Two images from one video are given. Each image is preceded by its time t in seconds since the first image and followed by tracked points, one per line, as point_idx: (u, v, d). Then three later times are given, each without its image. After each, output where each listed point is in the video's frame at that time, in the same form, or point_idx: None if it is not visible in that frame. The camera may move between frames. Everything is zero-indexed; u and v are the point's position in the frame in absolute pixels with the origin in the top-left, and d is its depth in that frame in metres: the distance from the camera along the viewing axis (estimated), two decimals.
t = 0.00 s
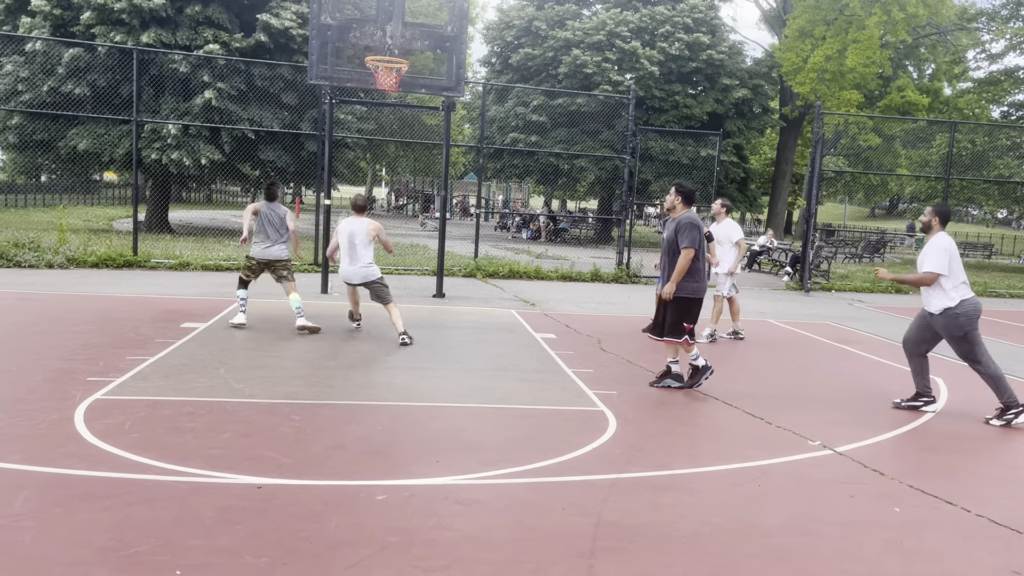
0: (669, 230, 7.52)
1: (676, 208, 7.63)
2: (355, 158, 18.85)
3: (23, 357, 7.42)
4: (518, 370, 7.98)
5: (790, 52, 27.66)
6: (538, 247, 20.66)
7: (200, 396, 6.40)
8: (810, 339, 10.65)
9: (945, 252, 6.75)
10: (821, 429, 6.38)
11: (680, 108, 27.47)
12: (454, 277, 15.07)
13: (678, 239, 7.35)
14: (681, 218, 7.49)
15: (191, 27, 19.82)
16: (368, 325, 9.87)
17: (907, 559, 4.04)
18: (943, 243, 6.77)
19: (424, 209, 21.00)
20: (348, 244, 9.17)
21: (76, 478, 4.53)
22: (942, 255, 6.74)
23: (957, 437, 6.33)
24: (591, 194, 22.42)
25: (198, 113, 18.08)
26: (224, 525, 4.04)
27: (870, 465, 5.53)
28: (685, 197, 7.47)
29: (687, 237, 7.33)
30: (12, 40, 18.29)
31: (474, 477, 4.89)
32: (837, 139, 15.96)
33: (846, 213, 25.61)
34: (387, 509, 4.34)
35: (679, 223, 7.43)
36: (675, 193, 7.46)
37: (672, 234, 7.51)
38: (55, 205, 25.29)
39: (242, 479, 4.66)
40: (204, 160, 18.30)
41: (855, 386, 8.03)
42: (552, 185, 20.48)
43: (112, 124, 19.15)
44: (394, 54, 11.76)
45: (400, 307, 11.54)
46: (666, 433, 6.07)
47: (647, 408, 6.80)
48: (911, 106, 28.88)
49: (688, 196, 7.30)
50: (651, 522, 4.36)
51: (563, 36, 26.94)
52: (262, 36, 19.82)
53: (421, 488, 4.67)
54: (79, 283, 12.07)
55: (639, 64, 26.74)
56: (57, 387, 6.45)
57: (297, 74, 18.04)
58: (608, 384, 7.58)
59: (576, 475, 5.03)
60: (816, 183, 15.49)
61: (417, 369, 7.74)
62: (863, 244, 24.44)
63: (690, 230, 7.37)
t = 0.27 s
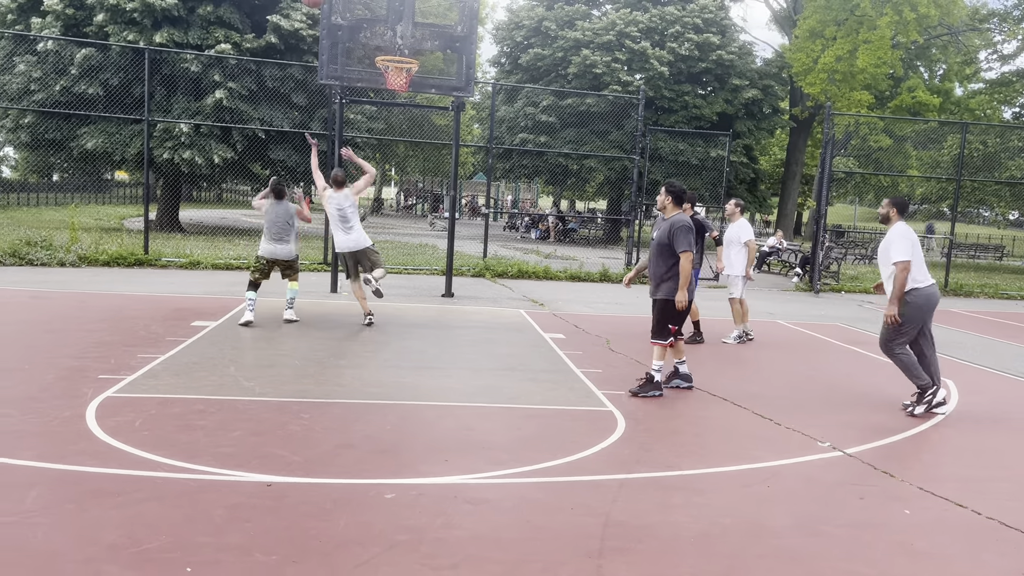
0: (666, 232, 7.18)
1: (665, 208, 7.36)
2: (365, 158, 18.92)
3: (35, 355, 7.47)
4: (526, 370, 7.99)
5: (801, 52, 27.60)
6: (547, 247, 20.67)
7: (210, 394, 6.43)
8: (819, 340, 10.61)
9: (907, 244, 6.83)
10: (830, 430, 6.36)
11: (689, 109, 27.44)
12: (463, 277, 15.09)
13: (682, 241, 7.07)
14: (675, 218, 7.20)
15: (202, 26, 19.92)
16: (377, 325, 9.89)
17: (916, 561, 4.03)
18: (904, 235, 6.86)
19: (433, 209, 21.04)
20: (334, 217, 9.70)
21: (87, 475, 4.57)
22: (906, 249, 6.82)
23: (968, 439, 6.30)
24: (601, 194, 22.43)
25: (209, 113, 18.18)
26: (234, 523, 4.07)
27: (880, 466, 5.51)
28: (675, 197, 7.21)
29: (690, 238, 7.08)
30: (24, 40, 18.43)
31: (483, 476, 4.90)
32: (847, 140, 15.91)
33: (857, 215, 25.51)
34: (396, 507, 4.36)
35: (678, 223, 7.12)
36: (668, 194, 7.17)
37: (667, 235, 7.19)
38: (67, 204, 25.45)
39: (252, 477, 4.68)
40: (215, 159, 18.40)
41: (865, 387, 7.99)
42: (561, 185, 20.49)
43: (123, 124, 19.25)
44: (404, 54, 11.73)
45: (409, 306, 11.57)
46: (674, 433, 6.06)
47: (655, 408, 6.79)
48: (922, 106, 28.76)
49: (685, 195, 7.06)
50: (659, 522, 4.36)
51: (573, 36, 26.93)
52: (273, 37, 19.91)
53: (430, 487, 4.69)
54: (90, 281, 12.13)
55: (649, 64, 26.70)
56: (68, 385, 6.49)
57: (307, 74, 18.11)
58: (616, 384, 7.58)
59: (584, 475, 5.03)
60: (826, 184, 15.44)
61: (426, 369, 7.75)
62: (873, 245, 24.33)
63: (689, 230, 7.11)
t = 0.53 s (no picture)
0: (653, 229, 7.07)
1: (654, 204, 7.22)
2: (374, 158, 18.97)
3: (46, 352, 7.51)
4: (534, 370, 7.99)
5: (811, 53, 27.52)
6: (555, 247, 20.66)
7: (220, 392, 6.46)
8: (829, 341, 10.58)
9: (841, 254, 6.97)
10: (839, 432, 6.34)
11: (698, 109, 27.38)
12: (471, 277, 15.10)
13: (669, 239, 6.95)
14: (663, 215, 7.09)
15: (213, 26, 20.00)
16: (386, 324, 9.91)
17: (925, 563, 4.02)
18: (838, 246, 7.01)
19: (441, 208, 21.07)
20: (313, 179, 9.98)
21: (98, 472, 4.59)
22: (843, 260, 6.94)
23: (978, 442, 6.27)
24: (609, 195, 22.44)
25: (220, 112, 18.27)
26: (243, 520, 4.08)
27: (889, 469, 5.49)
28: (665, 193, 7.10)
29: (677, 235, 6.97)
30: (36, 40, 18.55)
31: (491, 476, 4.91)
32: (857, 141, 15.85)
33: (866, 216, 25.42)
34: (405, 506, 4.37)
35: (665, 220, 7.02)
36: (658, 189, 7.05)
37: (653, 232, 7.09)
38: (77, 203, 25.58)
39: (261, 475, 4.70)
40: (226, 158, 18.50)
41: (874, 389, 7.96)
42: (569, 185, 20.50)
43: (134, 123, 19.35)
44: (413, 54, 11.79)
45: (417, 305, 11.59)
46: (683, 434, 6.06)
47: (664, 409, 6.79)
48: (932, 107, 28.64)
49: (675, 193, 6.96)
50: (668, 523, 4.36)
51: (582, 36, 26.90)
52: (283, 37, 19.97)
53: (438, 486, 4.69)
54: (99, 280, 12.19)
55: (658, 64, 26.67)
56: (78, 383, 6.53)
57: (317, 74, 18.17)
58: (624, 385, 7.58)
59: (592, 475, 5.03)
60: (835, 185, 15.39)
61: (434, 368, 7.76)
62: (882, 246, 24.21)
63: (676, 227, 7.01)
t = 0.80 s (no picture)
0: (634, 230, 7.08)
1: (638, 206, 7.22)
2: (382, 157, 19.01)
3: (57, 350, 7.55)
4: (542, 370, 7.99)
5: (820, 53, 27.45)
6: (563, 247, 20.68)
7: (229, 390, 6.49)
8: (837, 343, 10.55)
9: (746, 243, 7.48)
10: (847, 433, 6.33)
11: (707, 109, 27.33)
12: (479, 276, 15.11)
13: (645, 239, 6.93)
14: (645, 217, 7.09)
15: (223, 26, 20.08)
16: (394, 323, 9.92)
17: (933, 565, 4.01)
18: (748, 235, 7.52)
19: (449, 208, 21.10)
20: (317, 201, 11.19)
21: (108, 470, 4.62)
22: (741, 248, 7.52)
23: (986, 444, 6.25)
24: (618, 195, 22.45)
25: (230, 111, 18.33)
26: (251, 518, 4.10)
27: (897, 470, 5.48)
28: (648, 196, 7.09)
29: (655, 236, 6.94)
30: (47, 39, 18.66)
31: (499, 475, 4.92)
32: (867, 142, 15.79)
33: (875, 217, 25.33)
34: (413, 505, 4.38)
35: (646, 221, 7.01)
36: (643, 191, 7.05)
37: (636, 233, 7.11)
38: (87, 201, 25.71)
39: (269, 473, 4.72)
40: (236, 157, 18.56)
41: (883, 390, 7.94)
42: (577, 185, 20.49)
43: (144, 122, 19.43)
44: (422, 54, 11.83)
45: (425, 305, 11.60)
46: (691, 434, 6.06)
47: (672, 409, 6.78)
48: (942, 107, 28.52)
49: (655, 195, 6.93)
50: (675, 523, 4.36)
51: (590, 36, 26.88)
52: (293, 37, 20.03)
53: (446, 485, 4.70)
54: (109, 278, 12.25)
55: (666, 65, 26.64)
56: (89, 380, 6.57)
57: (326, 73, 18.21)
58: (632, 385, 7.57)
59: (599, 476, 5.03)
60: (844, 185, 15.32)
61: (442, 367, 7.78)
62: (891, 247, 24.10)
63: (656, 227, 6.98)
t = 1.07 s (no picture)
0: (614, 225, 7.01)
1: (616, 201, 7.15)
2: (389, 155, 19.03)
3: (65, 347, 7.58)
4: (548, 369, 7.99)
5: (829, 52, 27.38)
6: (570, 246, 20.68)
7: (236, 388, 6.51)
8: (845, 343, 10.52)
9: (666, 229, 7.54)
10: (854, 434, 6.30)
11: (715, 109, 27.26)
12: (486, 276, 15.11)
13: (628, 233, 6.87)
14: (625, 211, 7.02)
15: (232, 24, 20.13)
16: (401, 322, 9.93)
17: (941, 567, 3.99)
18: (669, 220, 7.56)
19: (457, 207, 21.10)
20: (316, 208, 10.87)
21: (116, 466, 4.64)
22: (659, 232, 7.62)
23: (995, 445, 6.21)
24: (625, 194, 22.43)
25: (239, 110, 18.39)
26: (258, 516, 4.11)
27: (905, 471, 5.45)
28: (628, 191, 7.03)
29: (638, 231, 6.89)
30: (57, 38, 18.75)
31: (505, 474, 4.92)
32: (875, 142, 15.73)
33: (884, 217, 25.23)
34: (419, 504, 4.39)
35: (627, 216, 6.94)
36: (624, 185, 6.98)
37: (616, 227, 7.03)
38: (95, 200, 25.80)
39: (276, 471, 4.73)
40: (245, 155, 18.61)
41: (891, 391, 7.90)
42: (585, 184, 20.48)
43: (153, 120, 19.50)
44: (430, 52, 11.83)
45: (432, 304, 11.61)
46: (697, 434, 6.04)
47: (678, 409, 6.76)
48: (951, 107, 28.42)
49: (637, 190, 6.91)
50: (682, 523, 4.35)
51: (598, 35, 26.83)
52: (301, 35, 20.07)
53: (452, 484, 4.71)
54: (117, 276, 12.30)
55: (674, 64, 26.60)
56: (97, 377, 6.59)
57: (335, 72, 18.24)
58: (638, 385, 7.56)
59: (605, 475, 5.03)
60: (853, 185, 15.27)
61: (448, 366, 7.78)
62: (900, 248, 23.99)
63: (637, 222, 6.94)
